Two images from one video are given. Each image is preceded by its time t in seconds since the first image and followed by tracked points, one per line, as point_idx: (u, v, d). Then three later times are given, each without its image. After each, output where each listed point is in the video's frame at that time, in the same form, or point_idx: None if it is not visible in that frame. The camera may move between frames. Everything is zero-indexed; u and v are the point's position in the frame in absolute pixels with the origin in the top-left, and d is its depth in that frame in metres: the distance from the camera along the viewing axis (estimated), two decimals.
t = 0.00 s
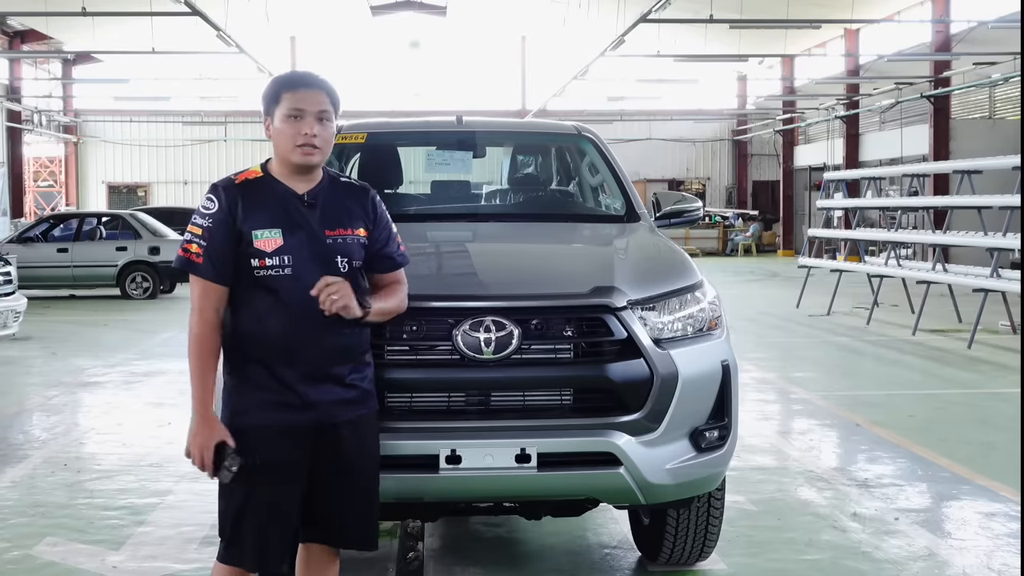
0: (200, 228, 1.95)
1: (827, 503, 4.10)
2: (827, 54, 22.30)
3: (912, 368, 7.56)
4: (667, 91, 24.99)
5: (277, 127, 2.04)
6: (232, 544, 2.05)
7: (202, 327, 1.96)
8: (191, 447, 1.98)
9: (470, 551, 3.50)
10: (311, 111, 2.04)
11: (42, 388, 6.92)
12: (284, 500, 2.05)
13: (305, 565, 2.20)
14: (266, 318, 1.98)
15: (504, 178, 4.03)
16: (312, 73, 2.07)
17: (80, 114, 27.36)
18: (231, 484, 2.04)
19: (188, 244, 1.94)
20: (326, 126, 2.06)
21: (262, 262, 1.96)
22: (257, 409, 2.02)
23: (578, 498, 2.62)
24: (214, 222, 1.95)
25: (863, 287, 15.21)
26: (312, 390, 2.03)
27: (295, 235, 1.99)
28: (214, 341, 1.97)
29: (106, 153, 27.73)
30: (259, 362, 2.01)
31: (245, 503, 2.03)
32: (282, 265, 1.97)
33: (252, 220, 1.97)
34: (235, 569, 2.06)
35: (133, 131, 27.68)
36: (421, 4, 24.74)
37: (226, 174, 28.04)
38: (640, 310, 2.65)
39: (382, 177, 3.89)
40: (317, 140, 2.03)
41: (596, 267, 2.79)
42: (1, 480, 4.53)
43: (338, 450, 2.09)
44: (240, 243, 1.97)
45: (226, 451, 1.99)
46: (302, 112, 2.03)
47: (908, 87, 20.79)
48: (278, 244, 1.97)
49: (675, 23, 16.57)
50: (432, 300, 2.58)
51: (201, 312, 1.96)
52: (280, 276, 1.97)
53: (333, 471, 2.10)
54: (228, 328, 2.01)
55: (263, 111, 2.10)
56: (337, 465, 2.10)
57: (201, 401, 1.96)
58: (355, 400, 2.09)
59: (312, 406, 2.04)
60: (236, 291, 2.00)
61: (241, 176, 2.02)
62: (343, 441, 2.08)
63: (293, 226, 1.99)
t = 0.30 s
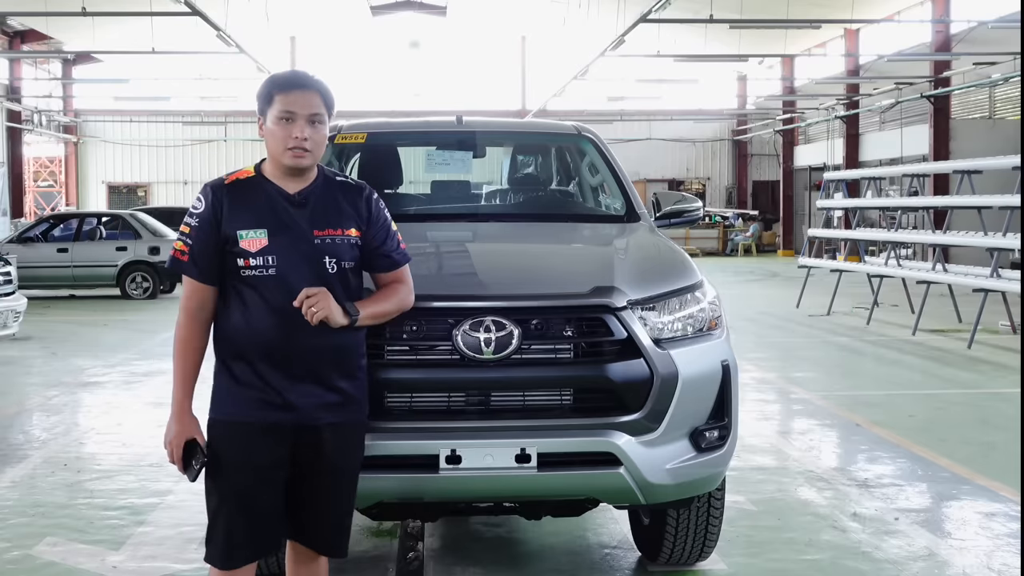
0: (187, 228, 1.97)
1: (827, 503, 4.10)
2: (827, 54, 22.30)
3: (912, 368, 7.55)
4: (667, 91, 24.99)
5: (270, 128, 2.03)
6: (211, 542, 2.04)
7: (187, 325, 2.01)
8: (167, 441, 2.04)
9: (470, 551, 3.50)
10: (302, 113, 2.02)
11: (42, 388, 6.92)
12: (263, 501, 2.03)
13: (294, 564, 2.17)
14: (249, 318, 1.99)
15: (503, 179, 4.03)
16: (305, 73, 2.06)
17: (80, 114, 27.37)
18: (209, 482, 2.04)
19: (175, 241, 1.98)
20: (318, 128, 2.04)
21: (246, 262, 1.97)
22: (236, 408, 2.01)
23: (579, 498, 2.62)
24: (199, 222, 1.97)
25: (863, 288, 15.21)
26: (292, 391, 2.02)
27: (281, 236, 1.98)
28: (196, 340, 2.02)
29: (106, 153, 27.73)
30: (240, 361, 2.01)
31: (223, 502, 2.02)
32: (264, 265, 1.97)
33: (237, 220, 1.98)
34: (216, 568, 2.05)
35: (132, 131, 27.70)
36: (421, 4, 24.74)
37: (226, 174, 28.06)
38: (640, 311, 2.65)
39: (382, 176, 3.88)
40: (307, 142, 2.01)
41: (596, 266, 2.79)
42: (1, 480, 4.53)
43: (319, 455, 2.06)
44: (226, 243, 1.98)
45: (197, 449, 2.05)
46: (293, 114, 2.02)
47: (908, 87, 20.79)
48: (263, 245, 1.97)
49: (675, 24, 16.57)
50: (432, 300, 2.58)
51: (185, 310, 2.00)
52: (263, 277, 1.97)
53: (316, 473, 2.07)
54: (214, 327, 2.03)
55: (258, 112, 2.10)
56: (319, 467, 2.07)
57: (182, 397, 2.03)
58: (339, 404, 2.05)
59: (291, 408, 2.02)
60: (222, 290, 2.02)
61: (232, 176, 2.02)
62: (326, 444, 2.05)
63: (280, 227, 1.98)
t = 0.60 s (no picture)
0: (175, 225, 1.91)
1: (827, 502, 4.10)
2: (827, 54, 22.29)
3: (912, 368, 7.55)
4: (667, 91, 25.00)
5: (254, 128, 1.98)
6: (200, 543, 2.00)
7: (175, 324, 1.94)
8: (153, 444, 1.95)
9: (470, 551, 3.50)
10: (287, 112, 1.97)
11: (42, 388, 6.92)
12: (250, 504, 1.98)
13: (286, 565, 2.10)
14: (237, 317, 1.92)
15: (504, 179, 4.06)
16: (289, 73, 2.00)
17: (80, 114, 27.36)
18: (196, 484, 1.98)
19: (163, 239, 1.91)
20: (303, 127, 1.99)
21: (238, 258, 1.90)
22: (224, 410, 1.95)
23: (578, 498, 2.62)
24: (188, 219, 1.91)
25: (863, 287, 15.21)
26: (281, 393, 1.95)
27: (273, 233, 1.92)
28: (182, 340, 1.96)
29: (106, 153, 27.73)
30: (227, 361, 1.94)
31: (210, 503, 1.97)
32: (255, 262, 1.91)
33: (227, 217, 1.91)
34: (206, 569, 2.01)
35: (133, 131, 27.71)
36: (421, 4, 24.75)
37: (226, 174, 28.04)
38: (640, 311, 2.65)
39: (382, 176, 3.87)
40: (292, 142, 1.96)
41: (596, 267, 2.79)
42: (1, 480, 4.53)
43: (307, 459, 2.00)
44: (215, 240, 1.91)
45: (186, 452, 1.95)
46: (278, 114, 1.97)
47: (908, 87, 20.79)
48: (256, 241, 1.91)
49: (675, 24, 16.57)
50: (432, 300, 2.58)
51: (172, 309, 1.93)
52: (255, 273, 1.90)
53: (304, 477, 2.02)
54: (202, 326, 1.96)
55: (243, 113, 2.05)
56: (308, 471, 2.01)
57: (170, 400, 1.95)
58: (327, 406, 2.00)
59: (281, 411, 1.95)
60: (210, 288, 1.94)
61: (220, 175, 1.96)
62: (314, 448, 2.00)
63: (271, 224, 1.92)
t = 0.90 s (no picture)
0: (161, 222, 1.84)
1: (827, 503, 4.10)
2: (827, 54, 22.29)
3: (912, 368, 7.55)
4: (667, 91, 25.01)
5: (236, 124, 1.94)
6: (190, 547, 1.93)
7: (161, 323, 1.84)
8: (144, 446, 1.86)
9: (470, 551, 3.50)
10: (270, 107, 1.93)
11: (42, 388, 6.92)
12: (242, 504, 1.93)
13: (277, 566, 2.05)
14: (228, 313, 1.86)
15: (504, 179, 4.06)
16: (270, 68, 1.96)
17: (80, 114, 27.36)
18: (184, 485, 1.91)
19: (149, 237, 1.84)
20: (285, 122, 1.95)
21: (227, 255, 1.86)
22: (216, 408, 1.90)
23: (578, 498, 2.62)
24: (175, 214, 1.84)
25: (863, 287, 15.21)
26: (273, 390, 1.92)
27: (260, 232, 1.88)
28: (174, 337, 1.85)
29: (106, 153, 27.73)
30: (218, 361, 1.88)
31: (201, 504, 1.91)
32: (245, 258, 1.87)
33: (213, 215, 1.87)
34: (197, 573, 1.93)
35: (133, 131, 27.71)
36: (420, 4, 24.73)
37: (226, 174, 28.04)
38: (640, 310, 2.65)
39: (381, 176, 3.86)
40: (275, 137, 1.93)
41: (596, 266, 2.78)
42: (1, 481, 4.53)
43: (295, 460, 1.97)
44: (203, 237, 1.86)
45: (193, 443, 1.86)
46: (260, 109, 1.93)
47: (909, 87, 20.80)
48: (244, 237, 1.87)
49: (675, 24, 16.58)
50: (433, 300, 2.58)
51: (159, 306, 1.84)
52: (244, 270, 1.86)
53: (292, 476, 1.98)
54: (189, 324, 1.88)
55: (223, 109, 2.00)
56: (296, 470, 1.97)
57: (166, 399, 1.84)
58: (314, 405, 1.97)
59: (272, 409, 1.92)
60: (197, 285, 1.88)
61: (202, 173, 1.91)
62: (301, 446, 1.97)
63: (258, 221, 1.89)
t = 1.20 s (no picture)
0: (141, 223, 1.82)
1: (827, 503, 4.10)
2: (827, 54, 22.28)
3: (912, 368, 7.55)
4: (667, 90, 25.00)
5: (219, 126, 1.91)
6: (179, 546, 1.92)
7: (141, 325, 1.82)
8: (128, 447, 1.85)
9: (470, 551, 3.50)
10: (253, 109, 1.91)
11: (42, 388, 6.92)
12: (229, 503, 1.91)
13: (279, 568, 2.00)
14: (209, 316, 1.84)
15: (503, 179, 4.06)
16: (252, 69, 1.94)
17: (80, 114, 27.37)
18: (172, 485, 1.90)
19: (129, 239, 1.81)
20: (269, 125, 1.93)
21: (208, 256, 1.83)
22: (200, 410, 1.87)
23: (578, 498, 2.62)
24: (156, 217, 1.82)
25: (863, 287, 15.21)
26: (256, 390, 1.89)
27: (243, 233, 1.86)
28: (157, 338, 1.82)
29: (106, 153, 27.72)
30: (202, 364, 1.86)
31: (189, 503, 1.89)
32: (228, 260, 1.84)
33: (195, 215, 1.84)
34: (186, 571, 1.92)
35: (133, 131, 27.71)
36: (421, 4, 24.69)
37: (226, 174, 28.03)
38: (640, 310, 2.65)
39: (381, 177, 3.87)
40: (259, 139, 1.91)
41: (596, 267, 2.79)
42: (1, 481, 4.53)
43: (281, 462, 1.94)
44: (184, 238, 1.84)
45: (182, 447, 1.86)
46: (244, 110, 1.90)
47: (909, 87, 20.80)
48: (227, 239, 1.85)
49: (675, 24, 16.59)
50: (433, 300, 2.58)
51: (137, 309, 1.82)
52: (227, 272, 1.84)
53: (279, 477, 1.95)
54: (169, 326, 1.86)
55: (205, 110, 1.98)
56: (282, 471, 1.94)
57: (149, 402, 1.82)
58: (299, 406, 1.95)
59: (256, 410, 1.89)
60: (179, 287, 1.85)
61: (183, 173, 1.89)
62: (288, 447, 1.93)
63: (240, 222, 1.87)
